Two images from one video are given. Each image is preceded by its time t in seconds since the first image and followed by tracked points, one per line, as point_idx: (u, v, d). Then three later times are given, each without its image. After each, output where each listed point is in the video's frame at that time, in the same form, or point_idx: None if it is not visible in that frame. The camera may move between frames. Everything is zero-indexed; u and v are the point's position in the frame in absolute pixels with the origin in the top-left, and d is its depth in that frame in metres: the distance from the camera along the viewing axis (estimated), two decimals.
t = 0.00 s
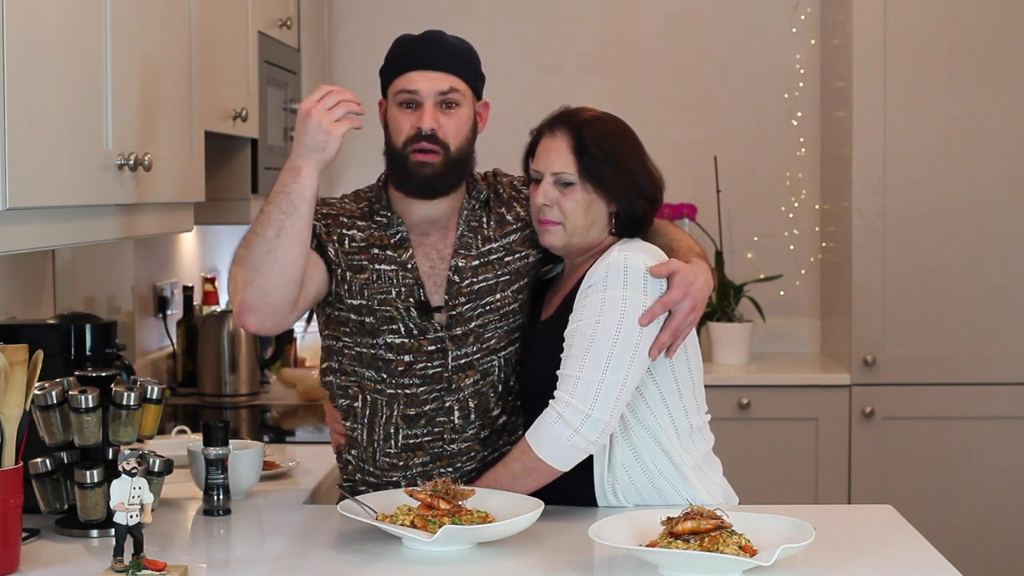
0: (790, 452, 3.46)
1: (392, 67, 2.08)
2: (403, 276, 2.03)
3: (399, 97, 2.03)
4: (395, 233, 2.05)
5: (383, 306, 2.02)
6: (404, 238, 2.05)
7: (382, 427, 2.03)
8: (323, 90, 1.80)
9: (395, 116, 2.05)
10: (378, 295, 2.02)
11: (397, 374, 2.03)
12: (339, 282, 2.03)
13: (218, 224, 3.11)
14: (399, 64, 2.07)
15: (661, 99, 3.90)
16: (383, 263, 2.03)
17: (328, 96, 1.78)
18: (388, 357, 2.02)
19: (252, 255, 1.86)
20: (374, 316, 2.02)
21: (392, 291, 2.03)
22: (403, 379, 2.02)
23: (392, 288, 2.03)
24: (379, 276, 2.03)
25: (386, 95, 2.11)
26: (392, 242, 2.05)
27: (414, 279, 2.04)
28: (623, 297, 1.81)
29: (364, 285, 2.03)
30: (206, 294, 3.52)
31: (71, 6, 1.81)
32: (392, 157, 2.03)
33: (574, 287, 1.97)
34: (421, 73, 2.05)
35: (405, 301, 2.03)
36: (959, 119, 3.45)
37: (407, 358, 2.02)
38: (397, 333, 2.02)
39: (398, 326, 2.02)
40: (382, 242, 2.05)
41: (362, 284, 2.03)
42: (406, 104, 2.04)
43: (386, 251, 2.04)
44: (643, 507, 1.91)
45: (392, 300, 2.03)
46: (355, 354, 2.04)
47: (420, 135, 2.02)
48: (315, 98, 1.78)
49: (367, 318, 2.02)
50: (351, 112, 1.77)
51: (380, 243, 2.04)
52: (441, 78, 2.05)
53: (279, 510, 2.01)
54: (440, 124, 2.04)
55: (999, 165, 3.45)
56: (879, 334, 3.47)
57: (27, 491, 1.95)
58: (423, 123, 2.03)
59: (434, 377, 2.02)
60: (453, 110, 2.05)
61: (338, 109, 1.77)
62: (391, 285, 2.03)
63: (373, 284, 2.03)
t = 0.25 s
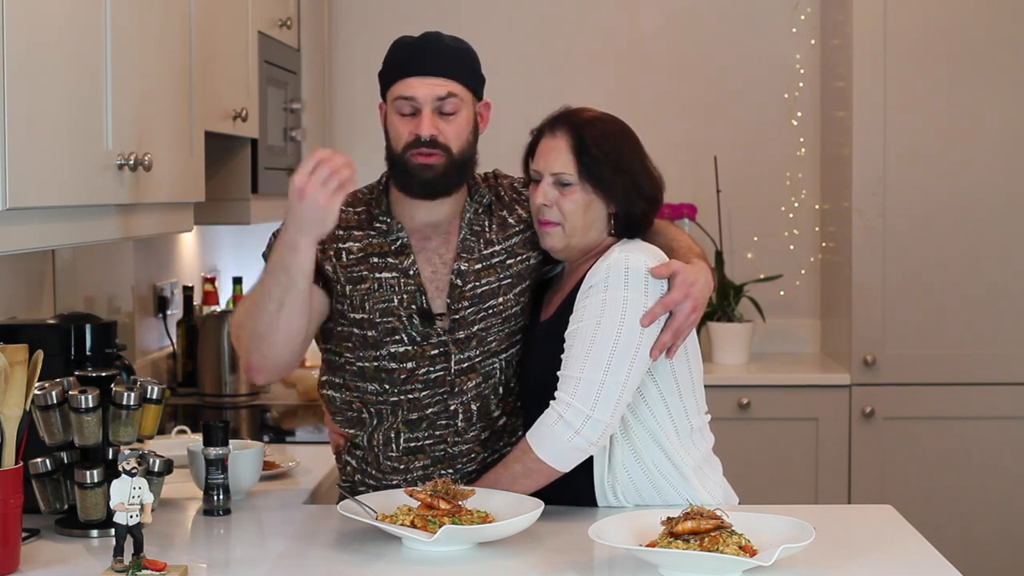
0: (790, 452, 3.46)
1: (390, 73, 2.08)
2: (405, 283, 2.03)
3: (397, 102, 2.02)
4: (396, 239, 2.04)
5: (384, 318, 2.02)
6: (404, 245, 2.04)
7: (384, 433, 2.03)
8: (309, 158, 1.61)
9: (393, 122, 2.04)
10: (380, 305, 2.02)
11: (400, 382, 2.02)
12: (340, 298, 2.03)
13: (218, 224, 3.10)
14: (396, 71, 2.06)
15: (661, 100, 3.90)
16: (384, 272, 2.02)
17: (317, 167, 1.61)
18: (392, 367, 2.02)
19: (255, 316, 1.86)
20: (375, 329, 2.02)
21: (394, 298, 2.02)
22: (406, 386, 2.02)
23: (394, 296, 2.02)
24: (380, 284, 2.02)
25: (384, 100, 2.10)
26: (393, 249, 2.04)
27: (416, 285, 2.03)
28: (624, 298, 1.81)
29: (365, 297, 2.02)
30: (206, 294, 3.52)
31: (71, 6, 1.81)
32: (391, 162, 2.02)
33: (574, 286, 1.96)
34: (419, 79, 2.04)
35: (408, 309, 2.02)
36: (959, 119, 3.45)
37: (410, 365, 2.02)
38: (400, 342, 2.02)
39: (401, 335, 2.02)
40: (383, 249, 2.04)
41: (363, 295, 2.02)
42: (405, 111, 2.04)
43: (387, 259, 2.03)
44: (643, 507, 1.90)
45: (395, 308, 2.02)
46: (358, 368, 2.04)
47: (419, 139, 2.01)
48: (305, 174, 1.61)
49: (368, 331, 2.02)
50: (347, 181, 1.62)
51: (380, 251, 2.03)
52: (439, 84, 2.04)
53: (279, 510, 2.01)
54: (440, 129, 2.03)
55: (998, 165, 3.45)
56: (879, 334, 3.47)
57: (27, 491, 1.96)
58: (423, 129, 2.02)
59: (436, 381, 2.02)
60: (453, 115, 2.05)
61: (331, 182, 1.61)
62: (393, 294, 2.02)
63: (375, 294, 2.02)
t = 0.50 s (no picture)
0: (790, 452, 3.46)
1: (394, 74, 2.07)
2: (403, 295, 2.02)
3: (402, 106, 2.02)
4: (394, 249, 2.04)
5: (383, 330, 2.02)
6: (403, 254, 2.04)
7: (387, 437, 2.03)
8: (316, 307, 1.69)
9: (399, 125, 2.04)
10: (379, 317, 2.02)
11: (404, 389, 2.03)
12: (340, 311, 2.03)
13: (218, 224, 3.10)
14: (401, 72, 2.06)
15: (661, 100, 3.90)
16: (383, 283, 2.02)
17: (325, 319, 1.68)
18: (395, 374, 2.03)
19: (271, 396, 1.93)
20: (374, 340, 2.02)
21: (393, 310, 2.02)
22: (409, 392, 2.03)
23: (392, 307, 2.02)
24: (379, 297, 2.02)
25: (388, 101, 2.10)
26: (391, 259, 2.03)
27: (415, 297, 2.02)
28: (625, 302, 1.80)
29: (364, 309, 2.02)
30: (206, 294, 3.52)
31: (71, 6, 1.81)
32: (396, 165, 2.03)
33: (575, 288, 1.96)
34: (425, 81, 2.04)
35: (406, 320, 2.02)
36: (959, 119, 3.45)
37: (413, 371, 2.02)
38: (401, 350, 2.02)
39: (401, 344, 2.02)
40: (381, 260, 2.03)
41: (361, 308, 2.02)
42: (410, 113, 2.04)
43: (385, 270, 2.02)
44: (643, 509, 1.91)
45: (393, 320, 2.02)
46: (364, 374, 2.05)
47: (425, 144, 2.02)
48: (314, 325, 1.68)
49: (368, 343, 2.03)
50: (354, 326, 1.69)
51: (378, 262, 2.03)
52: (445, 87, 2.04)
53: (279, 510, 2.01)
54: (446, 133, 2.04)
55: (998, 165, 3.45)
56: (879, 334, 3.47)
57: (27, 491, 1.96)
58: (429, 132, 2.03)
59: (439, 386, 2.02)
60: (459, 119, 2.05)
61: (341, 330, 1.69)
62: (391, 305, 2.02)
63: (374, 306, 2.02)
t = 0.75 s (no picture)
0: (790, 452, 3.46)
1: (394, 76, 2.07)
2: (405, 297, 2.02)
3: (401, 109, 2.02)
4: (397, 251, 2.03)
5: (385, 331, 2.02)
6: (405, 256, 2.03)
7: (387, 438, 2.03)
8: (322, 329, 1.69)
9: (398, 127, 2.04)
10: (380, 318, 2.02)
11: (404, 390, 2.03)
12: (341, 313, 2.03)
13: (218, 224, 3.10)
14: (400, 74, 2.05)
15: (661, 100, 3.90)
16: (384, 285, 2.02)
17: (330, 342, 1.69)
18: (396, 375, 2.03)
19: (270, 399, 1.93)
20: (375, 342, 2.02)
21: (395, 311, 2.02)
22: (409, 393, 2.03)
23: (394, 309, 2.02)
24: (380, 298, 2.02)
25: (387, 103, 2.09)
26: (394, 261, 2.03)
27: (417, 299, 2.03)
28: (627, 304, 1.80)
29: (366, 311, 2.02)
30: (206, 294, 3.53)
31: (72, 7, 1.81)
32: (396, 168, 2.03)
33: (575, 290, 1.96)
34: (424, 84, 2.03)
35: (408, 322, 2.02)
36: (959, 119, 3.45)
37: (414, 373, 2.03)
38: (402, 352, 2.02)
39: (402, 346, 2.02)
40: (383, 262, 2.02)
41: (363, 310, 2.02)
42: (409, 115, 2.04)
43: (388, 271, 2.02)
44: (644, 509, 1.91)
45: (395, 321, 2.02)
46: (364, 375, 2.05)
47: (425, 146, 2.01)
48: (319, 348, 1.69)
49: (369, 345, 2.03)
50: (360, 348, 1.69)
51: (380, 264, 2.02)
52: (444, 89, 2.03)
53: (279, 510, 2.01)
54: (446, 135, 2.03)
55: (998, 165, 3.45)
56: (879, 334, 3.47)
57: (27, 491, 1.96)
58: (428, 134, 2.02)
59: (440, 388, 2.02)
60: (458, 120, 2.05)
61: (346, 353, 1.69)
62: (393, 307, 2.02)
63: (375, 308, 2.02)
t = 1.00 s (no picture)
0: (790, 452, 3.46)
1: (386, 76, 2.07)
2: (406, 292, 2.02)
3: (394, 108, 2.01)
4: (397, 247, 2.05)
5: (385, 327, 2.02)
6: (406, 252, 2.04)
7: (386, 437, 2.04)
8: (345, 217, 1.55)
9: (391, 126, 2.03)
10: (381, 314, 2.02)
11: (404, 388, 2.03)
12: (342, 305, 2.03)
13: (218, 224, 3.10)
14: (392, 73, 2.05)
15: (661, 100, 3.90)
16: (386, 280, 2.03)
17: (351, 229, 1.55)
18: (395, 372, 2.03)
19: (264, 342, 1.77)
20: (376, 337, 2.02)
21: (395, 308, 2.02)
22: (409, 391, 2.02)
23: (395, 305, 2.02)
24: (382, 293, 2.02)
25: (379, 105, 2.09)
26: (395, 257, 2.04)
27: (417, 295, 2.02)
28: (627, 305, 1.80)
29: (366, 307, 2.02)
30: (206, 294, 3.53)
31: (72, 7, 1.81)
32: (392, 167, 2.02)
33: (575, 290, 1.97)
34: (415, 82, 2.03)
35: (409, 318, 2.01)
36: (959, 119, 3.45)
37: (413, 371, 2.02)
38: (402, 349, 2.02)
39: (402, 343, 2.02)
40: (384, 257, 2.04)
41: (364, 305, 2.02)
42: (402, 113, 2.03)
43: (389, 266, 2.03)
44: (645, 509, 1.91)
45: (396, 317, 2.02)
46: (363, 371, 2.05)
47: (419, 144, 2.00)
48: (337, 235, 1.55)
49: (370, 340, 2.02)
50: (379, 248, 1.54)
51: (381, 259, 2.04)
52: (435, 87, 2.03)
53: (279, 510, 2.01)
54: (439, 131, 2.03)
55: (998, 165, 3.45)
56: (879, 334, 3.47)
57: (27, 491, 1.96)
58: (422, 130, 2.01)
59: (440, 386, 2.02)
60: (451, 117, 2.04)
61: (364, 245, 1.55)
62: (393, 303, 2.02)
63: (376, 304, 2.02)
